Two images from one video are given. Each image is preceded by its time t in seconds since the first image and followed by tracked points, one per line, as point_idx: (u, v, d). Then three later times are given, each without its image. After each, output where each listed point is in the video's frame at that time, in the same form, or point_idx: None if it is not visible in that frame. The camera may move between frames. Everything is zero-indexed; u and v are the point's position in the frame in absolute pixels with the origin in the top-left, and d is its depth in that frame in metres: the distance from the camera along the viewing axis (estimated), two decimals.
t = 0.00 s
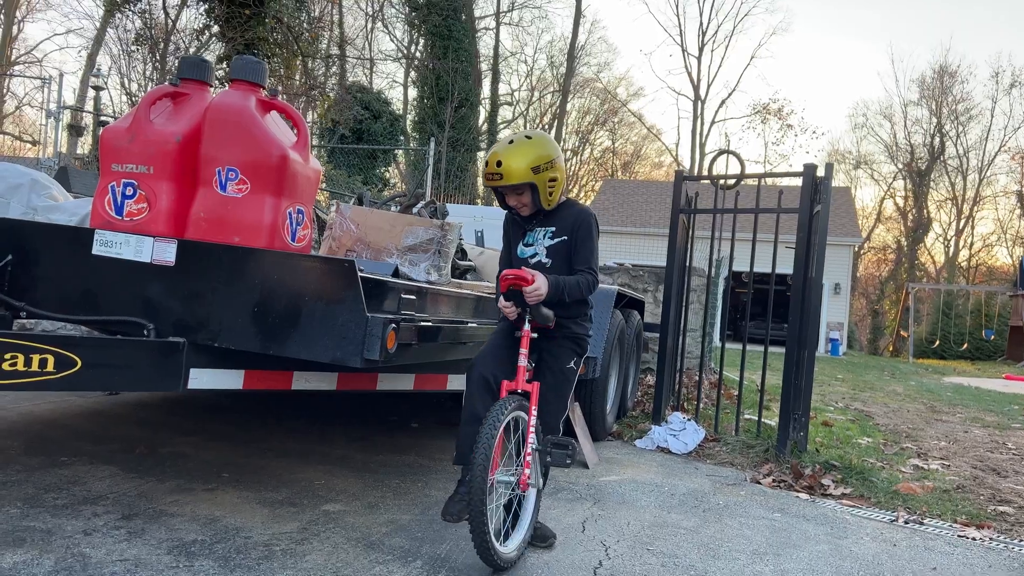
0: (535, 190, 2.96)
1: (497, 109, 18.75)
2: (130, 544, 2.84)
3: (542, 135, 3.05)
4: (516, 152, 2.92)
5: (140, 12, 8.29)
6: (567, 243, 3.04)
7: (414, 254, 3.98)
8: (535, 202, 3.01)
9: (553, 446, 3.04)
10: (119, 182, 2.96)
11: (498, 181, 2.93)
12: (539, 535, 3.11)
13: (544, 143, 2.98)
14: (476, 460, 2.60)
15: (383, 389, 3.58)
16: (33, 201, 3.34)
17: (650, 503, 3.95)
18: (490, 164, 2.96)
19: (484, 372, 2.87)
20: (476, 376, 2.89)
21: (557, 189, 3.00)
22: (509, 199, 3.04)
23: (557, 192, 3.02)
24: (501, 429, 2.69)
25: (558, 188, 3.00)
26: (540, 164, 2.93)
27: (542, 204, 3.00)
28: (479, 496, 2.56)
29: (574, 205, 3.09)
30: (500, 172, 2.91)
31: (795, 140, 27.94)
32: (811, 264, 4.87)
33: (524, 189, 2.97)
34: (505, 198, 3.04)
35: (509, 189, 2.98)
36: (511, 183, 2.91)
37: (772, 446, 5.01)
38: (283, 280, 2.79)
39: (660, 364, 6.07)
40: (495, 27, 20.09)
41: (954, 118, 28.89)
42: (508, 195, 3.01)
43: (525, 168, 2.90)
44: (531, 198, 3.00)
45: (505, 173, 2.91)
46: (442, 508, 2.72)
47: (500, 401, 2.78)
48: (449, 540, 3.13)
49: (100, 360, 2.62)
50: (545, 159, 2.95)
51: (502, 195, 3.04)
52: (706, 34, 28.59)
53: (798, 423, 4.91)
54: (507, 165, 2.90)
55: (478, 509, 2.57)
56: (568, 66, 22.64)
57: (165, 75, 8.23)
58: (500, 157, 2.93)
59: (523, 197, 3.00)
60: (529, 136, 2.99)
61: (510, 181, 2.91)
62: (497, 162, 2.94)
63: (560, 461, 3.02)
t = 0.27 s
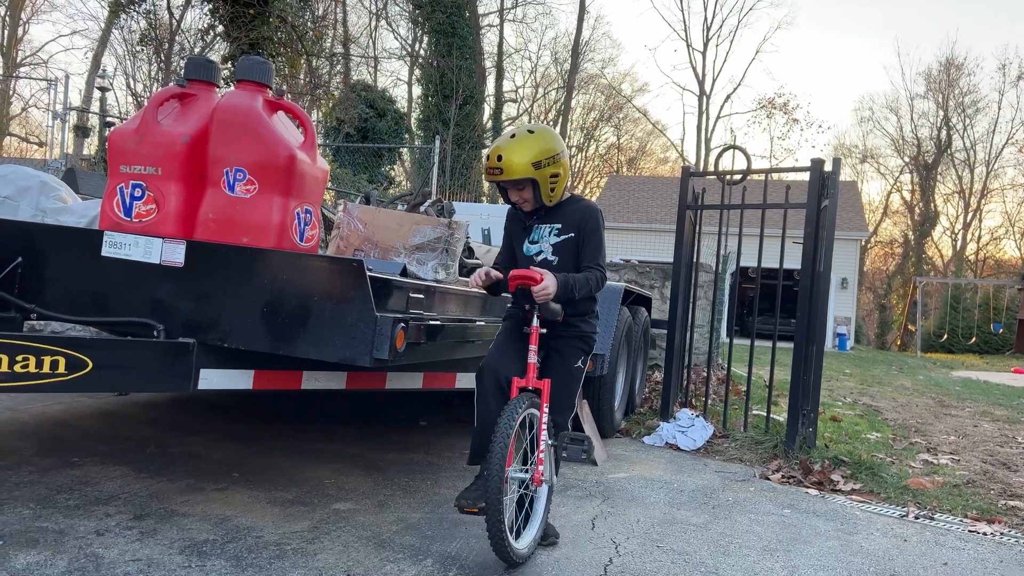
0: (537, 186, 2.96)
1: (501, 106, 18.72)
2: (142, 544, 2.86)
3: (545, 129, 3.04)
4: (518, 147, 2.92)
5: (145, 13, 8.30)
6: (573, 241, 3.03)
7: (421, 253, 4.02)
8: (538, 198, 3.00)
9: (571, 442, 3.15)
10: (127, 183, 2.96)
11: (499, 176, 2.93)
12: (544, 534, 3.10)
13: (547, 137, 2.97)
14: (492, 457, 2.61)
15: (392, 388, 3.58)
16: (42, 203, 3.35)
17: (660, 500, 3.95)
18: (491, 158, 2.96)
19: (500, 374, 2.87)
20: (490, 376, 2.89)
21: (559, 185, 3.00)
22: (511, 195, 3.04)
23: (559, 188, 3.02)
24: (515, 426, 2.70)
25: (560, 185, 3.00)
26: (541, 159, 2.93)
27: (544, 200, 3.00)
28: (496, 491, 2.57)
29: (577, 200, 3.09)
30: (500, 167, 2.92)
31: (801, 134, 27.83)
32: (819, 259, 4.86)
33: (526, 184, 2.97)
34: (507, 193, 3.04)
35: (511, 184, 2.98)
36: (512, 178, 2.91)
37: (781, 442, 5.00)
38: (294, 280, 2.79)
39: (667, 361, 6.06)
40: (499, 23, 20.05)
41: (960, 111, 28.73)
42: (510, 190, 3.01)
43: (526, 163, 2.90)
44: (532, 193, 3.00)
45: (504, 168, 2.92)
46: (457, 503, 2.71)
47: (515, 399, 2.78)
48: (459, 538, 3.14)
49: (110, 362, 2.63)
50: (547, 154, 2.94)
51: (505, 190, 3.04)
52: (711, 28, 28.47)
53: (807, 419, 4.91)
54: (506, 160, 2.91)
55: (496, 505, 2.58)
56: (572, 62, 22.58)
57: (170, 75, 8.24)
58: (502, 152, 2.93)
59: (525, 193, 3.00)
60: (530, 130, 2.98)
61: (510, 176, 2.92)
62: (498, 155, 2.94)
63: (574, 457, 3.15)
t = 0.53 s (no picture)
0: (545, 178, 2.95)
1: (509, 103, 18.70)
2: (156, 540, 2.88)
3: (560, 122, 3.03)
4: (529, 135, 2.91)
5: (153, 13, 8.34)
6: (577, 236, 3.02)
7: (431, 249, 4.10)
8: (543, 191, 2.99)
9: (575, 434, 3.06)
10: (139, 183, 2.99)
11: (507, 164, 2.92)
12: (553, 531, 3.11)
13: (561, 130, 2.97)
14: (499, 456, 2.63)
15: (402, 384, 3.60)
16: (55, 203, 3.38)
17: (670, 496, 3.94)
18: (501, 144, 2.94)
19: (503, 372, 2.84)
20: (495, 375, 2.86)
21: (567, 179, 2.99)
22: (517, 184, 3.02)
23: (567, 183, 3.01)
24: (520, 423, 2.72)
25: (568, 179, 2.99)
26: (551, 151, 2.92)
27: (550, 193, 2.99)
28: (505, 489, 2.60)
29: (584, 195, 3.07)
30: (508, 153, 2.90)
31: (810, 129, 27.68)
32: (829, 253, 4.84)
33: (534, 176, 2.96)
34: (513, 182, 3.03)
35: (518, 172, 2.97)
36: (519, 167, 2.90)
37: (792, 437, 4.99)
38: (304, 278, 2.81)
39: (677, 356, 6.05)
40: (505, 20, 20.02)
41: (971, 104, 28.52)
42: (517, 180, 3.00)
43: (534, 153, 2.89)
44: (538, 185, 2.99)
45: (513, 155, 2.90)
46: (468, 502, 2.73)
47: (517, 397, 2.79)
48: (470, 533, 3.15)
49: (124, 360, 2.66)
50: (558, 146, 2.93)
51: (510, 178, 3.02)
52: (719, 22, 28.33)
53: (818, 414, 4.89)
54: (516, 147, 2.89)
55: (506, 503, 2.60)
56: (579, 58, 22.52)
57: (179, 75, 8.28)
58: (512, 139, 2.92)
59: (531, 184, 2.98)
60: (544, 120, 2.98)
61: (517, 164, 2.90)
62: (508, 142, 2.93)
63: (581, 452, 3.02)
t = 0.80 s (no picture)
0: (530, 182, 2.93)
1: (517, 102, 18.69)
2: (170, 539, 2.90)
3: (547, 122, 2.99)
4: (513, 139, 2.88)
5: (163, 15, 8.38)
6: (565, 235, 3.00)
7: (441, 249, 4.12)
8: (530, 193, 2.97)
9: (569, 429, 3.05)
10: (151, 184, 3.00)
11: (491, 169, 2.90)
12: (564, 530, 3.11)
13: (546, 130, 2.92)
14: (493, 459, 2.64)
15: (413, 383, 3.60)
16: (68, 204, 3.40)
17: (681, 494, 3.93)
18: (485, 149, 2.92)
19: (496, 376, 2.85)
20: (489, 379, 2.88)
21: (554, 180, 2.96)
22: (504, 186, 3.01)
23: (555, 184, 2.98)
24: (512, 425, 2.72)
25: (555, 180, 2.96)
26: (535, 153, 2.88)
27: (538, 195, 2.96)
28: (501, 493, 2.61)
29: (574, 193, 3.04)
30: (493, 158, 2.88)
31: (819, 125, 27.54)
32: (840, 250, 4.81)
33: (520, 179, 2.94)
34: (501, 184, 3.01)
35: (504, 176, 2.95)
36: (504, 172, 2.88)
37: (803, 435, 4.97)
38: (315, 277, 2.81)
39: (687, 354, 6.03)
40: (513, 19, 20.02)
41: (982, 99, 28.32)
42: (504, 183, 2.98)
43: (518, 157, 2.86)
44: (525, 187, 2.96)
45: (498, 160, 2.88)
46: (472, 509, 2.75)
47: (508, 398, 2.79)
48: (481, 532, 3.15)
49: (138, 360, 2.67)
50: (543, 148, 2.90)
51: (497, 181, 3.01)
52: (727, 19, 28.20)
53: (829, 412, 4.87)
54: (501, 152, 2.86)
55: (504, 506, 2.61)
56: (587, 56, 22.47)
57: (188, 77, 8.31)
58: (497, 143, 2.89)
59: (518, 187, 2.96)
60: (529, 122, 2.93)
61: (503, 169, 2.88)
62: (492, 147, 2.90)
63: (578, 445, 3.03)
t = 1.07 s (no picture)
0: (533, 188, 2.91)
1: (523, 102, 18.68)
2: (179, 539, 2.90)
3: (545, 125, 2.95)
4: (512, 147, 2.85)
5: (170, 16, 8.41)
6: (567, 235, 2.99)
7: (449, 249, 4.08)
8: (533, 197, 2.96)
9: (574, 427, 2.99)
10: (159, 185, 3.00)
11: (493, 177, 2.88)
12: (572, 530, 3.10)
13: (545, 134, 2.91)
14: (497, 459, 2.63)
15: (421, 383, 3.60)
16: (77, 205, 3.42)
17: (690, 495, 3.92)
18: (485, 157, 2.90)
19: (498, 379, 2.85)
20: (491, 382, 2.87)
21: (556, 183, 2.95)
22: (507, 191, 3.00)
23: (557, 187, 2.97)
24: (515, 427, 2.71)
25: (557, 183, 2.94)
26: (536, 159, 2.86)
27: (540, 199, 2.95)
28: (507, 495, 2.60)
29: (575, 195, 3.02)
30: (493, 167, 2.86)
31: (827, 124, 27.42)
32: (848, 249, 4.79)
33: (522, 186, 2.92)
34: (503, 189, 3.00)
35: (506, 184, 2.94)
36: (506, 181, 2.87)
37: (812, 435, 4.94)
38: (323, 277, 2.81)
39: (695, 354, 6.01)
40: (519, 19, 20.01)
41: (991, 97, 28.17)
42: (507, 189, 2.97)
43: (519, 165, 2.84)
44: (528, 192, 2.95)
45: (498, 169, 2.86)
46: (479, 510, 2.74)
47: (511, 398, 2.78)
48: (489, 532, 3.15)
49: (146, 360, 2.68)
50: (543, 154, 2.88)
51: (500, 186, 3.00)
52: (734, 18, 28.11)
53: (838, 412, 4.85)
54: (501, 161, 2.84)
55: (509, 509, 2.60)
56: (593, 56, 22.43)
57: (196, 78, 8.33)
58: (496, 152, 2.87)
59: (521, 192, 2.95)
60: (527, 127, 2.91)
61: (504, 178, 2.87)
62: (492, 156, 2.88)
63: (582, 443, 2.96)
